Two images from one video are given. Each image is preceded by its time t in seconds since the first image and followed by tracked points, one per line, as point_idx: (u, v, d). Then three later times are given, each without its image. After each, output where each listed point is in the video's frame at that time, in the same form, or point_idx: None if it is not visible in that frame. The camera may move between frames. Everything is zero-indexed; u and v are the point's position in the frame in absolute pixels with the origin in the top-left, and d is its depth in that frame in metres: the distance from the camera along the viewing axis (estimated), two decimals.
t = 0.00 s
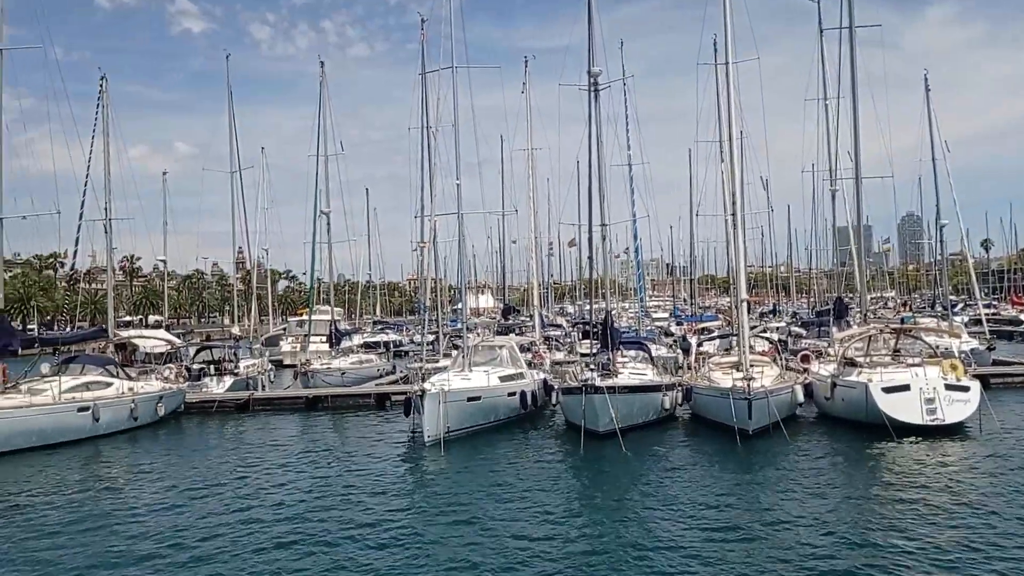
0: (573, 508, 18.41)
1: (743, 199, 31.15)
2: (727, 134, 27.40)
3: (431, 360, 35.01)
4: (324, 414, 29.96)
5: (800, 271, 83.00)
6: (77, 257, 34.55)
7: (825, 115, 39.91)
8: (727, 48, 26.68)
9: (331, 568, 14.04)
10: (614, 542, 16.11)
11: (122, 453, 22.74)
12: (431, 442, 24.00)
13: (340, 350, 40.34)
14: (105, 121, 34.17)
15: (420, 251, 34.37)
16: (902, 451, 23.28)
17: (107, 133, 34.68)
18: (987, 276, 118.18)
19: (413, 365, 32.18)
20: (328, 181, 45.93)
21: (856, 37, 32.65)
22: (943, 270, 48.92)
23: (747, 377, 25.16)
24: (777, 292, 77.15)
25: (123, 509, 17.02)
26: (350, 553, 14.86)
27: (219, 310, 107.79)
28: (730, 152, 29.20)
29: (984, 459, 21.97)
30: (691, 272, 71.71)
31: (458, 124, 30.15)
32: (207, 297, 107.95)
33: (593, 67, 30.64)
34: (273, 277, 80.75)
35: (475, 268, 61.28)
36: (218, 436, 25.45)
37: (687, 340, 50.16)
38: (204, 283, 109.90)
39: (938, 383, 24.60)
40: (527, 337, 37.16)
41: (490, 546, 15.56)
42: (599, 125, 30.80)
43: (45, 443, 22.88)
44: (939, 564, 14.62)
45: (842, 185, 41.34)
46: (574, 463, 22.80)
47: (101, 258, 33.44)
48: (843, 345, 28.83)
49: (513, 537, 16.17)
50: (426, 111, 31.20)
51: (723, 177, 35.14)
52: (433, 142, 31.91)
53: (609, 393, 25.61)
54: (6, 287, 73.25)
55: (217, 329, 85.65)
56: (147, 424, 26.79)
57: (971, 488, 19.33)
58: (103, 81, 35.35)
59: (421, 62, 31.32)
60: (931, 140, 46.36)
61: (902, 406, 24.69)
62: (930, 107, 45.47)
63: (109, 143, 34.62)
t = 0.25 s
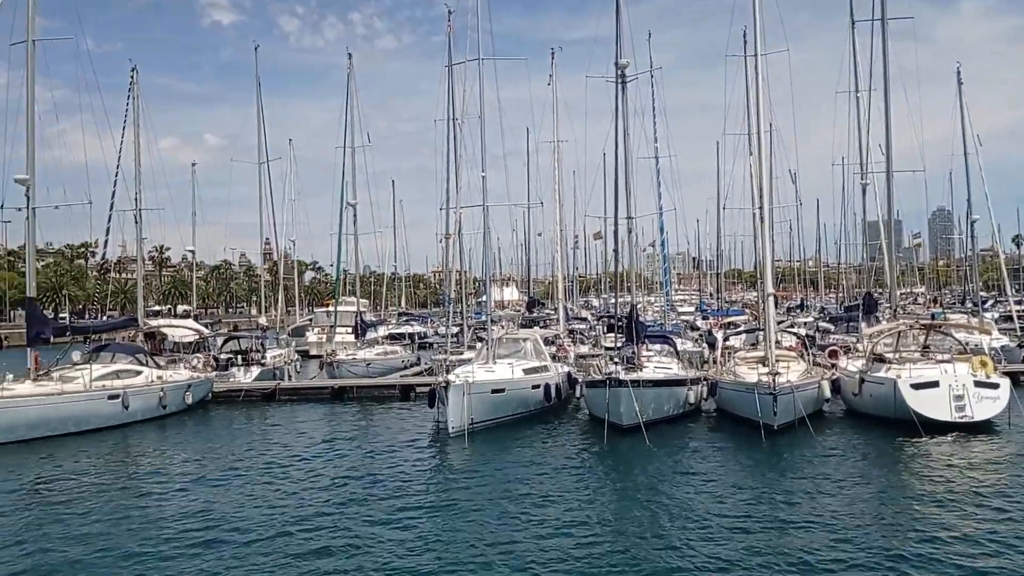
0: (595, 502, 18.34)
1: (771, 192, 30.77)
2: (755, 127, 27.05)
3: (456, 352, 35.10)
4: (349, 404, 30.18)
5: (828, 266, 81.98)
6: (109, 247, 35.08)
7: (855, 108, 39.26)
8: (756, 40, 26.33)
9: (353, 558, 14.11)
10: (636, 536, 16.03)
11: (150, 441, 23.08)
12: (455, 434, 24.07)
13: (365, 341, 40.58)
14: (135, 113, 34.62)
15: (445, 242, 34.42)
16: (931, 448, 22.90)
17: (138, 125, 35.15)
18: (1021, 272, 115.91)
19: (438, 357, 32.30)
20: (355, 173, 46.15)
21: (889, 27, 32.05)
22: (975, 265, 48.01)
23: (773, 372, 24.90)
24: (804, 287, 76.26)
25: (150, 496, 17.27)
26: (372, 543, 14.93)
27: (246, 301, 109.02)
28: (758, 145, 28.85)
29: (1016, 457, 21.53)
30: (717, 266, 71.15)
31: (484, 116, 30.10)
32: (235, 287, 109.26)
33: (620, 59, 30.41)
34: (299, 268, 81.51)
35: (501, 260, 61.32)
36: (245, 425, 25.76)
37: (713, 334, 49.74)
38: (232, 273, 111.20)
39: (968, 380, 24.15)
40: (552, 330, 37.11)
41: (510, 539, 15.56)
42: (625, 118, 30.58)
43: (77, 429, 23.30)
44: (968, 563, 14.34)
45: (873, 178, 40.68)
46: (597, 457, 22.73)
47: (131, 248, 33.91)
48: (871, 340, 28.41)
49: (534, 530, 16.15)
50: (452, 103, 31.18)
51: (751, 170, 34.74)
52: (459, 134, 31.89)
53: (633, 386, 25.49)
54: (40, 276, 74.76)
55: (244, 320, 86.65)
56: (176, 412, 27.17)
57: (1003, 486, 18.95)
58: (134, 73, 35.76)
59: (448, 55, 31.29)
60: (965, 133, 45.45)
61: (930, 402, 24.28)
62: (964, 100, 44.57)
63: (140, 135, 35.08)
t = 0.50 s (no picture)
0: (626, 498, 18.22)
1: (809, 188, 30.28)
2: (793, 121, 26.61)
3: (488, 346, 35.16)
4: (382, 396, 30.42)
5: (867, 263, 80.53)
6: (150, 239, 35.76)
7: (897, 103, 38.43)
8: (795, 33, 25.90)
9: (383, 550, 14.19)
10: (667, 533, 15.88)
11: (188, 430, 23.48)
12: (487, 427, 24.13)
13: (399, 334, 40.87)
14: (176, 108, 35.21)
15: (478, 237, 34.49)
16: (970, 449, 22.38)
17: (178, 120, 35.75)
18: None
19: (471, 351, 32.38)
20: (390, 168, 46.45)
21: (933, 20, 31.30)
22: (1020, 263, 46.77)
23: (807, 370, 24.53)
24: (842, 285, 75.02)
25: (186, 485, 17.57)
26: (402, 535, 15.00)
27: (282, 293, 110.46)
28: (796, 140, 28.38)
29: None
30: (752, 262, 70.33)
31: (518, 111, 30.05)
32: (271, 280, 110.73)
33: (656, 53, 30.14)
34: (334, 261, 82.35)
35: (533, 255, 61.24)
36: (279, 416, 26.09)
37: (747, 331, 49.14)
38: (268, 266, 112.75)
39: (1008, 380, 23.57)
40: (584, 325, 36.99)
41: (540, 534, 15.52)
42: (661, 113, 30.31)
43: (116, 418, 23.81)
44: (1008, 566, 13.97)
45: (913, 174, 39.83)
46: (628, 453, 22.60)
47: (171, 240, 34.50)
48: (909, 338, 27.84)
49: (564, 525, 16.09)
50: (487, 97, 31.20)
51: (789, 165, 34.23)
52: (493, 129, 31.90)
53: (666, 382, 25.30)
54: (82, 268, 76.55)
55: (280, 312, 87.84)
56: (212, 402, 27.62)
57: None
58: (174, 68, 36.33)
59: (482, 50, 31.31)
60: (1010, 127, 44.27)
61: (968, 402, 23.76)
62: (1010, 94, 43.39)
63: (180, 130, 35.68)
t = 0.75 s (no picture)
0: (663, 495, 18.02)
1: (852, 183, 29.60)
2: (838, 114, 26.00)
3: (526, 341, 35.10)
4: (419, 390, 30.57)
5: (913, 260, 78.64)
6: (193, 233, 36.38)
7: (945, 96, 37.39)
8: (839, 25, 25.31)
9: (418, 542, 14.22)
10: (704, 531, 15.66)
11: (230, 421, 23.88)
12: (525, 422, 24.10)
13: (437, 329, 41.04)
14: (219, 104, 35.75)
15: (516, 232, 34.42)
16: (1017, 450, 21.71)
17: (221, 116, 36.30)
18: None
19: (508, 345, 32.38)
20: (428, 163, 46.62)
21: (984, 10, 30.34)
22: None
23: (849, 368, 24.03)
24: (886, 282, 73.39)
25: (225, 475, 17.86)
26: (437, 528, 15.01)
27: (322, 287, 111.82)
28: (839, 134, 27.76)
29: None
30: (794, 259, 69.17)
31: (557, 106, 29.89)
32: (312, 273, 112.17)
33: (696, 47, 29.71)
34: (372, 255, 83.00)
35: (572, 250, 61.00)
36: (318, 408, 26.37)
37: (789, 328, 48.32)
38: (309, 260, 114.21)
39: None
40: (623, 321, 36.73)
41: (576, 530, 15.41)
42: (701, 107, 29.90)
43: (160, 408, 24.29)
44: None
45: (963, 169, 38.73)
46: (666, 450, 22.36)
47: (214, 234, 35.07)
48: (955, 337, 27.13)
49: (600, 521, 15.96)
50: (525, 92, 31.09)
51: (833, 160, 33.50)
52: (531, 124, 31.79)
53: (704, 379, 24.99)
54: (129, 261, 78.39)
55: (320, 306, 88.91)
56: (254, 394, 28.04)
57: None
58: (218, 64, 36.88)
59: (521, 44, 31.20)
60: None
61: (1014, 403, 23.11)
62: None
63: (223, 125, 36.22)
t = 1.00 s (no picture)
0: (693, 494, 17.84)
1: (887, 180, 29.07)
2: (874, 109, 25.50)
3: (555, 339, 35.04)
4: (449, 387, 30.69)
5: (950, 258, 77.08)
6: (227, 232, 36.88)
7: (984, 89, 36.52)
8: (874, 19, 24.84)
9: (447, 539, 14.24)
10: (735, 531, 15.47)
11: (263, 417, 24.15)
12: (556, 420, 24.06)
13: (467, 326, 41.16)
14: (252, 104, 36.17)
15: (546, 230, 34.36)
16: None
17: (254, 116, 36.73)
18: None
19: (538, 343, 32.37)
20: (459, 161, 46.72)
21: None
22: None
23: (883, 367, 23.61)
24: (923, 280, 72.02)
25: (257, 471, 18.09)
26: (466, 526, 15.02)
27: (353, 285, 112.73)
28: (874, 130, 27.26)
29: None
30: (828, 256, 68.16)
31: (586, 103, 29.77)
32: (343, 271, 113.16)
33: (728, 43, 29.38)
34: (402, 254, 83.52)
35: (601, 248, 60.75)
36: (349, 405, 26.60)
37: (822, 327, 47.65)
38: (340, 258, 115.21)
39: None
40: (653, 319, 36.49)
41: (605, 528, 15.31)
42: (732, 103, 29.55)
43: (195, 404, 24.68)
44: None
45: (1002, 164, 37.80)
46: (697, 448, 22.16)
47: (247, 232, 35.47)
48: (993, 335, 26.50)
49: (629, 520, 15.84)
50: (554, 90, 31.00)
51: (867, 156, 32.93)
52: (560, 122, 31.69)
53: (735, 378, 24.74)
54: (164, 259, 79.77)
55: (351, 304, 89.69)
56: (286, 390, 28.37)
57: None
58: (251, 64, 37.25)
59: (551, 42, 31.12)
60: None
61: None
62: None
63: (256, 125, 36.65)
